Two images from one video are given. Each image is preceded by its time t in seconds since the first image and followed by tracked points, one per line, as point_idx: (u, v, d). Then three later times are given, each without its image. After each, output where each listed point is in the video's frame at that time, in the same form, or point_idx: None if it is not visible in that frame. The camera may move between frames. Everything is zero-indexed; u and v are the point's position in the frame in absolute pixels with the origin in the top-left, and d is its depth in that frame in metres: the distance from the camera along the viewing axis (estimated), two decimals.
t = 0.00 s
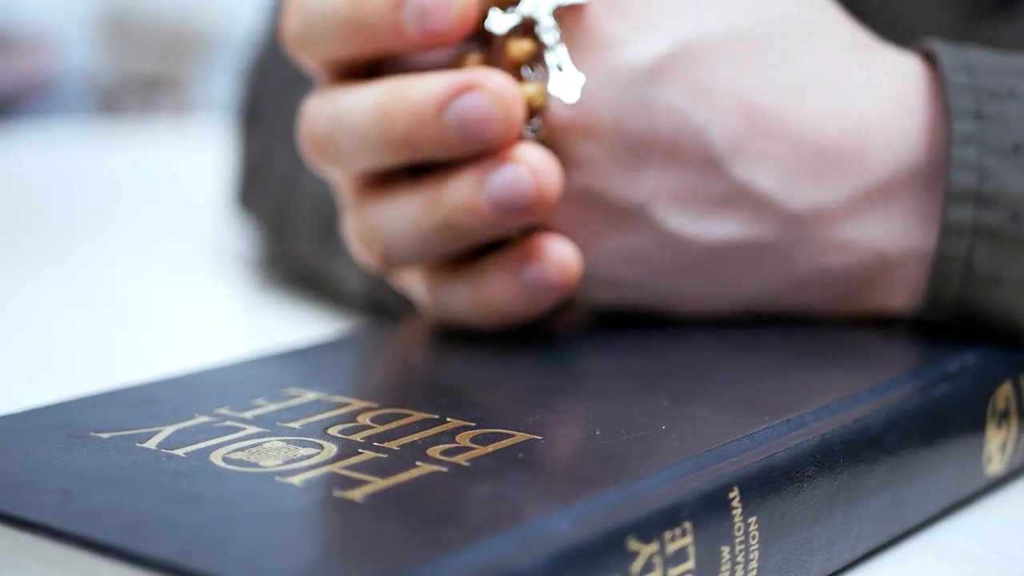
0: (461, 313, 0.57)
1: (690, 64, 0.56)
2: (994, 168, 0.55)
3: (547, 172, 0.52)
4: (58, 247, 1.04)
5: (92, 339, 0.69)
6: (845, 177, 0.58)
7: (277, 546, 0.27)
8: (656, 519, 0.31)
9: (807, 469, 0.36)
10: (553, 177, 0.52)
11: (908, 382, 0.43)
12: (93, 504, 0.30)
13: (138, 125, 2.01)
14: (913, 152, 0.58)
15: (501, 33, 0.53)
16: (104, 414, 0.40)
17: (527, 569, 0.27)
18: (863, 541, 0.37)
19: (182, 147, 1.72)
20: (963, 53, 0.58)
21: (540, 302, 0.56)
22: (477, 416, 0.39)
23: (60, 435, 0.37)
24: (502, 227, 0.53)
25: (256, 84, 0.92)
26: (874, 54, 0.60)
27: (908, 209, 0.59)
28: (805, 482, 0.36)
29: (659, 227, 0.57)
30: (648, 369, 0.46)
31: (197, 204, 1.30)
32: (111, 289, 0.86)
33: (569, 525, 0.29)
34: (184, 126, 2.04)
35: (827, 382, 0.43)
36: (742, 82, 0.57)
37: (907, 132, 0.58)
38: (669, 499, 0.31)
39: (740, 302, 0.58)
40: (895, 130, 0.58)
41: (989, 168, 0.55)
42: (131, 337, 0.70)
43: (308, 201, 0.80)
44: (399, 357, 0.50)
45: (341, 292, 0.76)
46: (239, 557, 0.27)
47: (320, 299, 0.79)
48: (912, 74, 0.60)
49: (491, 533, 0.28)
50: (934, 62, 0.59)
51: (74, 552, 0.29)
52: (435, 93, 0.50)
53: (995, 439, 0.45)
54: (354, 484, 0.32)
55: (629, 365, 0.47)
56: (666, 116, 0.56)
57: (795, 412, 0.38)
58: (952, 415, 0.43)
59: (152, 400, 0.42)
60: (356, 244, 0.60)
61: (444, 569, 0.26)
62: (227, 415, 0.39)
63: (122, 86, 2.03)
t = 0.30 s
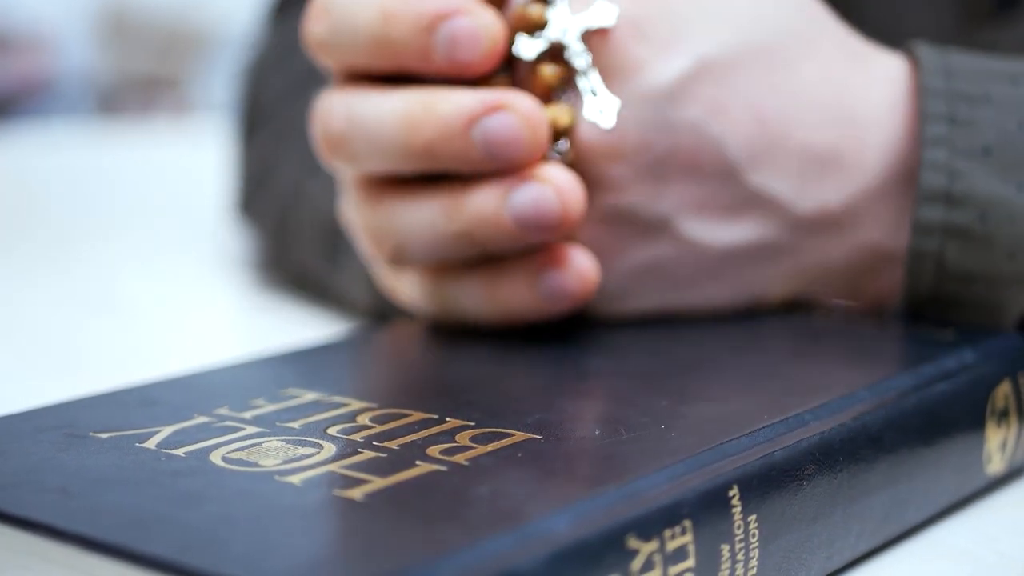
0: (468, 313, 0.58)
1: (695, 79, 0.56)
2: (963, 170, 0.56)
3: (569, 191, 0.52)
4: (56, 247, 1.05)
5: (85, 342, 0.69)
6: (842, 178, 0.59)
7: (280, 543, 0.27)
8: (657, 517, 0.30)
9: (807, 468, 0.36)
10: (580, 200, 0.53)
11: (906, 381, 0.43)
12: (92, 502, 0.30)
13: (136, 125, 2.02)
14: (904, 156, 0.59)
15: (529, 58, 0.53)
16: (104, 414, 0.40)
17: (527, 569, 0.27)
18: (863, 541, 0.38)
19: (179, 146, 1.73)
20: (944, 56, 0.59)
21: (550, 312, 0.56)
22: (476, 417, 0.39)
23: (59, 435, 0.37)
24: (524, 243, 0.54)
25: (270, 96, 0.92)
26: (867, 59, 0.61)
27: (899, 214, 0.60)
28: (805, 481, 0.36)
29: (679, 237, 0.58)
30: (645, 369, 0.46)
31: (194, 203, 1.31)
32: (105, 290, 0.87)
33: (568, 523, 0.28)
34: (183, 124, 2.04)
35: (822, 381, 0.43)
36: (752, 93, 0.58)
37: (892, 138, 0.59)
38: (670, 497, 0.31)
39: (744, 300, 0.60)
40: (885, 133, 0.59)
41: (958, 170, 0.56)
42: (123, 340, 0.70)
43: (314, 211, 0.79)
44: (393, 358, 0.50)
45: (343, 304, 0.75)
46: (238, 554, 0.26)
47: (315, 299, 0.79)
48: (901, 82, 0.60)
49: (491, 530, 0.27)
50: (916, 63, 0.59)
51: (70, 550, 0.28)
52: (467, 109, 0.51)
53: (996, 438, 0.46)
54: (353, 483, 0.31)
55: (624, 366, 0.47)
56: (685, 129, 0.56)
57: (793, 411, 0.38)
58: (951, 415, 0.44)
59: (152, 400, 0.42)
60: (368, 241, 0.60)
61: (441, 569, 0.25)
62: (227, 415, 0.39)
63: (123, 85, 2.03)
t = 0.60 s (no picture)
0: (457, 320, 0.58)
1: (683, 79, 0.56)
2: (959, 178, 0.56)
3: (552, 209, 0.52)
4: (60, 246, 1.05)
5: (85, 343, 0.69)
6: (835, 184, 0.59)
7: (280, 543, 0.27)
8: (657, 518, 0.30)
9: (807, 468, 0.36)
10: (566, 216, 0.53)
11: (907, 381, 0.43)
12: (92, 502, 0.30)
13: (136, 125, 2.02)
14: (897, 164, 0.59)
15: (517, 64, 0.54)
16: (104, 413, 0.40)
17: (527, 569, 0.27)
18: (863, 541, 0.38)
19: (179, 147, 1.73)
20: (942, 61, 0.59)
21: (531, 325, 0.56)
22: (476, 417, 0.39)
23: (59, 435, 0.37)
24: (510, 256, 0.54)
25: (262, 106, 0.91)
26: (857, 67, 0.61)
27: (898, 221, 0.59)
28: (805, 481, 0.36)
29: (672, 243, 0.58)
30: (644, 369, 0.46)
31: (194, 203, 1.31)
32: (104, 290, 0.87)
33: (569, 523, 0.28)
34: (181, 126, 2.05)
35: (822, 381, 0.43)
36: (739, 99, 0.57)
37: (885, 143, 0.59)
38: (670, 498, 0.31)
39: (744, 304, 0.60)
40: (879, 137, 0.59)
41: (955, 178, 0.56)
42: (123, 340, 0.70)
43: (301, 226, 0.78)
44: (393, 359, 0.50)
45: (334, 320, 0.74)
46: (237, 555, 0.26)
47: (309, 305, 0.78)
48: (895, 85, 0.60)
49: (491, 531, 0.27)
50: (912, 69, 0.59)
51: (69, 551, 0.28)
52: (449, 122, 0.51)
53: (996, 438, 0.46)
54: (353, 484, 0.31)
55: (623, 366, 0.47)
56: (671, 134, 0.56)
57: (794, 411, 0.38)
58: (951, 415, 0.44)
59: (152, 400, 0.42)
60: (356, 246, 0.61)
61: (441, 569, 0.25)
62: (227, 415, 0.39)
63: (123, 85, 2.03)
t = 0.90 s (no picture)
0: (452, 318, 0.58)
1: (678, 78, 0.56)
2: (958, 185, 0.56)
3: (544, 203, 0.52)
4: (61, 246, 1.05)
5: (85, 342, 0.69)
6: (833, 184, 0.59)
7: (280, 543, 0.27)
8: (656, 518, 0.30)
9: (807, 469, 0.36)
10: (558, 211, 0.53)
11: (907, 381, 0.43)
12: (92, 503, 0.30)
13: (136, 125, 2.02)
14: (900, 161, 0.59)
15: (511, 59, 0.54)
16: (104, 413, 0.40)
17: (527, 569, 0.27)
18: (863, 541, 0.38)
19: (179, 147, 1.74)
20: (941, 65, 0.59)
21: (523, 318, 0.56)
22: (477, 417, 0.39)
23: (59, 435, 0.37)
24: (502, 252, 0.54)
25: (262, 107, 0.91)
26: (858, 70, 0.61)
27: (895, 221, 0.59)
28: (805, 482, 0.36)
29: (671, 241, 0.58)
30: (644, 369, 0.46)
31: (194, 203, 1.31)
32: (104, 289, 0.87)
33: (569, 523, 0.28)
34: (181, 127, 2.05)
35: (822, 381, 0.43)
36: (735, 97, 0.57)
37: (882, 142, 0.58)
38: (670, 498, 0.31)
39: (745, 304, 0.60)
40: (875, 137, 0.59)
41: (953, 184, 0.56)
42: (123, 340, 0.70)
43: (300, 228, 0.78)
44: (393, 359, 0.50)
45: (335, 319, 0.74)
46: (237, 555, 0.26)
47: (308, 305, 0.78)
48: (890, 86, 0.60)
49: (491, 531, 0.27)
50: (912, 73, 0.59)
51: (69, 550, 0.28)
52: (442, 117, 0.51)
53: (996, 438, 0.46)
54: (353, 484, 0.31)
55: (623, 366, 0.47)
56: (667, 131, 0.56)
57: (794, 411, 0.38)
58: (952, 415, 0.44)
59: (152, 400, 0.42)
60: (353, 244, 0.61)
61: (441, 569, 0.25)
62: (227, 415, 0.39)
63: (123, 85, 2.03)
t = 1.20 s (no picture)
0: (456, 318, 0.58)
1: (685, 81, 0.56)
2: (955, 191, 0.56)
3: (554, 205, 0.52)
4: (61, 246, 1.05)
5: (85, 342, 0.69)
6: (839, 186, 0.58)
7: (281, 543, 0.27)
8: (657, 519, 0.30)
9: (808, 469, 0.36)
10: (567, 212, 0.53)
11: (907, 381, 0.43)
12: (92, 503, 0.30)
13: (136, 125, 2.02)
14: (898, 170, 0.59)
15: (523, 61, 0.55)
16: (104, 413, 0.40)
17: (528, 569, 0.27)
18: (864, 541, 0.38)
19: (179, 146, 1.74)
20: (939, 68, 0.59)
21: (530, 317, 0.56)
22: (477, 417, 0.39)
23: (59, 435, 0.37)
24: (510, 253, 0.54)
25: (262, 109, 0.90)
26: (861, 71, 0.61)
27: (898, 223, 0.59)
28: (806, 482, 0.36)
29: (676, 243, 0.58)
30: (645, 369, 0.46)
31: (194, 203, 1.31)
32: (104, 289, 0.87)
33: (570, 524, 0.28)
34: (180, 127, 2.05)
35: (823, 381, 0.43)
36: (742, 98, 0.57)
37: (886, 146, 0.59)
38: (671, 499, 0.31)
39: (749, 305, 0.60)
40: (879, 141, 0.59)
41: (950, 190, 0.56)
42: (123, 340, 0.70)
43: (300, 229, 0.78)
44: (394, 359, 0.50)
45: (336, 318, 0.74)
46: (238, 555, 0.26)
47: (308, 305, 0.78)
48: (892, 89, 0.60)
49: (491, 531, 0.27)
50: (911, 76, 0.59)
51: (69, 551, 0.28)
52: (454, 119, 0.51)
53: (996, 438, 0.46)
54: (354, 484, 0.31)
55: (624, 366, 0.47)
56: (674, 133, 0.56)
57: (795, 412, 0.38)
58: (952, 415, 0.44)
59: (152, 400, 0.42)
60: (360, 246, 0.61)
61: (443, 569, 0.25)
62: (228, 415, 0.39)
63: (122, 85, 2.03)
